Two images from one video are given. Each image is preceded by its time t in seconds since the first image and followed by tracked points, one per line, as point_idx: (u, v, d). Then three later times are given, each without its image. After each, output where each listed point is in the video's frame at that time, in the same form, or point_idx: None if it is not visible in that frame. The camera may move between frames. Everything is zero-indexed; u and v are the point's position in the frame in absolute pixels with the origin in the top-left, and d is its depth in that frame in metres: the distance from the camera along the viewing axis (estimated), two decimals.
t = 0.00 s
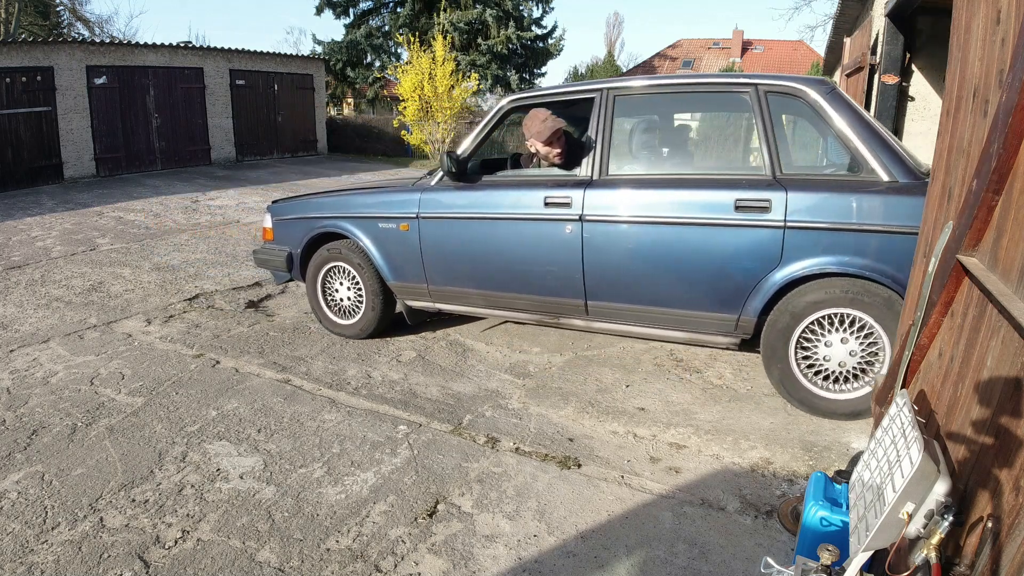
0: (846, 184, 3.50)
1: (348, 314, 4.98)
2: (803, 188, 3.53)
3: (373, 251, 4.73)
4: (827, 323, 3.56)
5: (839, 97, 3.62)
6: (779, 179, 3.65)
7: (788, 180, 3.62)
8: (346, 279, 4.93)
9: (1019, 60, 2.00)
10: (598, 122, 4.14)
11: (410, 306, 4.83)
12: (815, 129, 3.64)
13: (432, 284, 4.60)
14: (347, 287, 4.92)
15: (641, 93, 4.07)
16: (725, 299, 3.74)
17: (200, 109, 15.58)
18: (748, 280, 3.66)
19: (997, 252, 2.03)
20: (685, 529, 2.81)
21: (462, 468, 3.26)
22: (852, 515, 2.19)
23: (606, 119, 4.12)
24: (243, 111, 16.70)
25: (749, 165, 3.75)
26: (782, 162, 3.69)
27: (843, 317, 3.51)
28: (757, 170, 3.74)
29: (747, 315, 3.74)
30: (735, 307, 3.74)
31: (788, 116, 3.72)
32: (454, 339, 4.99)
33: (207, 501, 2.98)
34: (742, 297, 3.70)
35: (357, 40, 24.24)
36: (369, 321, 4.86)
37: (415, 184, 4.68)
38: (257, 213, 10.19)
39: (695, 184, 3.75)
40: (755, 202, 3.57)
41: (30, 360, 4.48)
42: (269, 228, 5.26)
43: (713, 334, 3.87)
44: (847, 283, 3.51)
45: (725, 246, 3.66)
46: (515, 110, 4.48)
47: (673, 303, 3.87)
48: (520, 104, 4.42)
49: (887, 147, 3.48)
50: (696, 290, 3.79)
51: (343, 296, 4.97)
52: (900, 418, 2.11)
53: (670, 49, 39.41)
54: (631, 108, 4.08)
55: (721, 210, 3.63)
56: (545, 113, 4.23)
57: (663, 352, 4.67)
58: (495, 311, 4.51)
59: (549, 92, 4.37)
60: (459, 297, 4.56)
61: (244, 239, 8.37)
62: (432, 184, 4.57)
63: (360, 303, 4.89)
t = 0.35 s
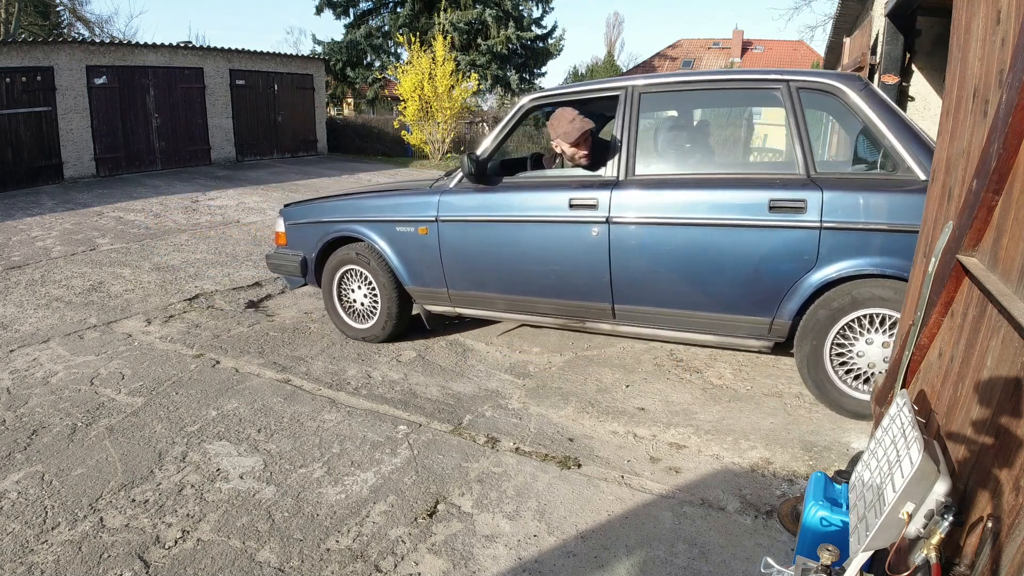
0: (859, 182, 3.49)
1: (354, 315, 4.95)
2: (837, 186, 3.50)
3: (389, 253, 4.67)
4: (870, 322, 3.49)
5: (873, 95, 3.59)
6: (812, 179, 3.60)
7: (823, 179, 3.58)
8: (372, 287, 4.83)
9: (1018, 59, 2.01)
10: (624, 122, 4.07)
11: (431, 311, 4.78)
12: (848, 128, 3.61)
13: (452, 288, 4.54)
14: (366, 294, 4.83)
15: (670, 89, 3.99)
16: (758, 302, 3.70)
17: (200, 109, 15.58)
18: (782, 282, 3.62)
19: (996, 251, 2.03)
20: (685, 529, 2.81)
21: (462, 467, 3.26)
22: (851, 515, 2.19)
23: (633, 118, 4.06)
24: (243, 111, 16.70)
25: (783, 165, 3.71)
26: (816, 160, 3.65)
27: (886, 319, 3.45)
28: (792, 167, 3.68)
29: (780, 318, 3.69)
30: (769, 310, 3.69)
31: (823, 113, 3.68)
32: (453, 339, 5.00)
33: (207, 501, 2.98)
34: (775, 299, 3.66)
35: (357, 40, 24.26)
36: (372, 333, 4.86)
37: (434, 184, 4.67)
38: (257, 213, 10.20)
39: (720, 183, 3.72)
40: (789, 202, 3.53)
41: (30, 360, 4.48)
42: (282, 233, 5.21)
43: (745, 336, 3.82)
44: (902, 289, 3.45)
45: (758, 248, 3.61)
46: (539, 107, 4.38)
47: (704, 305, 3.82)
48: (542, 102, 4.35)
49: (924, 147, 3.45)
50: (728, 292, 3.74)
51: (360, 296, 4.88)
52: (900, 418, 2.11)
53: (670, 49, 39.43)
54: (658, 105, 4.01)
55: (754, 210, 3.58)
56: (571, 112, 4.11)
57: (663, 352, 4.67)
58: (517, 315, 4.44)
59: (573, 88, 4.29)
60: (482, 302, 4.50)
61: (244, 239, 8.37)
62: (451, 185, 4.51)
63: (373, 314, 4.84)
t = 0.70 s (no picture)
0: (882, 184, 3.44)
1: (368, 315, 4.89)
2: (878, 184, 3.43)
3: (412, 254, 4.60)
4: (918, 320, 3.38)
5: (913, 91, 3.53)
6: (853, 177, 3.52)
7: (863, 177, 3.50)
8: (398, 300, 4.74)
9: (1019, 60, 2.01)
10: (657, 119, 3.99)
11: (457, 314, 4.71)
12: (883, 126, 3.56)
13: (476, 291, 4.48)
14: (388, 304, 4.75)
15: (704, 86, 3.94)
16: (798, 304, 3.62)
17: (200, 109, 15.58)
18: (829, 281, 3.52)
19: (996, 251, 2.03)
20: (685, 529, 2.81)
21: (462, 468, 3.26)
22: (852, 515, 2.19)
23: (666, 116, 3.99)
24: (243, 111, 16.70)
25: (820, 163, 3.63)
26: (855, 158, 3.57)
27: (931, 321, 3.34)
28: (830, 166, 3.61)
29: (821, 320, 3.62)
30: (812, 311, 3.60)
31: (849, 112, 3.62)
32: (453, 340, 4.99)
33: (207, 501, 2.98)
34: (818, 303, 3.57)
35: (357, 40, 24.26)
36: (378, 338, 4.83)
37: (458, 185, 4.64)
38: (258, 213, 10.20)
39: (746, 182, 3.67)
40: (832, 201, 3.45)
41: (30, 360, 4.48)
42: (298, 235, 5.14)
43: (783, 338, 3.75)
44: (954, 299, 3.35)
45: (797, 248, 3.54)
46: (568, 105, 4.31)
47: (742, 306, 3.74)
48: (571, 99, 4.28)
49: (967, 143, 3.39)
50: (769, 294, 3.65)
51: (384, 298, 4.78)
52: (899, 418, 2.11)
53: (670, 49, 39.43)
54: (694, 102, 3.94)
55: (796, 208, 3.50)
56: (601, 110, 4.15)
57: (663, 352, 4.66)
58: (546, 318, 4.36)
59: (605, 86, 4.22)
60: (510, 304, 4.43)
61: (244, 239, 8.37)
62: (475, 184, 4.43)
63: (359, 310, 4.91)
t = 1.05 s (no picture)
0: (900, 195, 3.26)
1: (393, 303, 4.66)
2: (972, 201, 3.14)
3: (457, 262, 4.31)
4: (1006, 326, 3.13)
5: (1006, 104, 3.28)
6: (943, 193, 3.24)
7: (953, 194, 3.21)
8: (437, 323, 4.54)
9: (1018, 60, 2.01)
10: (733, 126, 3.69)
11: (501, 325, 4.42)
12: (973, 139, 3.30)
13: (528, 303, 4.16)
14: (423, 320, 4.55)
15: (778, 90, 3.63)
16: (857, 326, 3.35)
17: (200, 109, 15.58)
18: (847, 296, 3.32)
19: (996, 251, 2.03)
20: (685, 529, 2.82)
21: (462, 468, 3.26)
22: (852, 515, 2.18)
23: (744, 122, 3.67)
24: (243, 111, 16.70)
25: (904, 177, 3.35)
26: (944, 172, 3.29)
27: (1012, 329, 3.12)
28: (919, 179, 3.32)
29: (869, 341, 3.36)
30: (835, 329, 3.40)
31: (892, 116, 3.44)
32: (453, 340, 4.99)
33: (207, 501, 2.98)
34: (859, 323, 3.33)
35: (357, 40, 24.27)
36: (393, 333, 4.69)
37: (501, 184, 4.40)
38: (258, 213, 10.21)
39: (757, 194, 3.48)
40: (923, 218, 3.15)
41: (30, 360, 4.48)
42: (330, 237, 4.90)
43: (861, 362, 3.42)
44: None
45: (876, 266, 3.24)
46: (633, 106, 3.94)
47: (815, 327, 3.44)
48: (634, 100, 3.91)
49: None
50: (845, 315, 3.35)
51: (425, 313, 4.54)
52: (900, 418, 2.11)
53: (670, 49, 39.45)
54: (768, 107, 3.64)
55: (812, 221, 3.31)
56: (683, 114, 3.72)
57: (663, 353, 4.66)
58: (605, 333, 4.02)
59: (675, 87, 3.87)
60: (565, 317, 4.09)
61: (244, 239, 8.38)
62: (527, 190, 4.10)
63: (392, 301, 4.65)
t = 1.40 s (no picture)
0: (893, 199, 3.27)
1: (435, 291, 4.45)
2: None
3: (501, 268, 4.15)
4: None
5: None
6: None
7: None
8: (469, 335, 4.42)
9: (1018, 59, 2.01)
10: (802, 128, 3.51)
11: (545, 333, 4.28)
12: None
13: (576, 310, 4.02)
14: (454, 327, 4.42)
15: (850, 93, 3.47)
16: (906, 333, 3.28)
17: (200, 109, 15.58)
18: (849, 298, 3.32)
19: (996, 251, 2.03)
20: (685, 529, 2.82)
21: (462, 468, 3.26)
22: (852, 515, 2.18)
23: (814, 124, 3.50)
24: (243, 111, 16.70)
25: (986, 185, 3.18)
26: None
27: None
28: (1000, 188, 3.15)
29: (874, 345, 3.36)
30: (836, 332, 3.40)
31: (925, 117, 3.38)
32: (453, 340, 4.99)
33: (207, 501, 2.98)
34: (857, 325, 3.35)
35: (357, 40, 24.28)
36: (416, 314, 4.53)
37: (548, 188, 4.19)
38: (258, 213, 10.21)
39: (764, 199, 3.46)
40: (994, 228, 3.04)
41: (30, 360, 4.48)
42: (361, 240, 4.76)
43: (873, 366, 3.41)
44: None
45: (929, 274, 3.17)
46: (695, 105, 3.76)
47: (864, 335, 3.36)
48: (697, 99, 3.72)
49: None
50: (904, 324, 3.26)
51: (462, 325, 4.41)
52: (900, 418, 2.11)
53: (671, 49, 39.41)
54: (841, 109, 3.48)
55: (817, 225, 3.31)
56: (753, 120, 3.62)
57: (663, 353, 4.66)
58: (659, 343, 3.88)
59: (739, 86, 3.69)
60: (617, 325, 3.95)
61: (244, 239, 8.38)
62: (580, 193, 3.94)
63: (434, 290, 4.44)
